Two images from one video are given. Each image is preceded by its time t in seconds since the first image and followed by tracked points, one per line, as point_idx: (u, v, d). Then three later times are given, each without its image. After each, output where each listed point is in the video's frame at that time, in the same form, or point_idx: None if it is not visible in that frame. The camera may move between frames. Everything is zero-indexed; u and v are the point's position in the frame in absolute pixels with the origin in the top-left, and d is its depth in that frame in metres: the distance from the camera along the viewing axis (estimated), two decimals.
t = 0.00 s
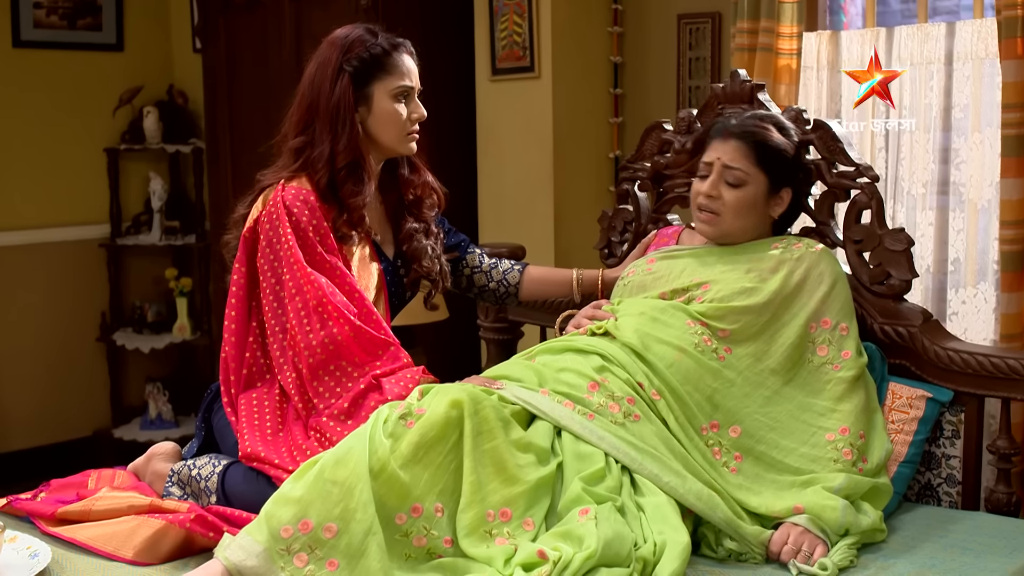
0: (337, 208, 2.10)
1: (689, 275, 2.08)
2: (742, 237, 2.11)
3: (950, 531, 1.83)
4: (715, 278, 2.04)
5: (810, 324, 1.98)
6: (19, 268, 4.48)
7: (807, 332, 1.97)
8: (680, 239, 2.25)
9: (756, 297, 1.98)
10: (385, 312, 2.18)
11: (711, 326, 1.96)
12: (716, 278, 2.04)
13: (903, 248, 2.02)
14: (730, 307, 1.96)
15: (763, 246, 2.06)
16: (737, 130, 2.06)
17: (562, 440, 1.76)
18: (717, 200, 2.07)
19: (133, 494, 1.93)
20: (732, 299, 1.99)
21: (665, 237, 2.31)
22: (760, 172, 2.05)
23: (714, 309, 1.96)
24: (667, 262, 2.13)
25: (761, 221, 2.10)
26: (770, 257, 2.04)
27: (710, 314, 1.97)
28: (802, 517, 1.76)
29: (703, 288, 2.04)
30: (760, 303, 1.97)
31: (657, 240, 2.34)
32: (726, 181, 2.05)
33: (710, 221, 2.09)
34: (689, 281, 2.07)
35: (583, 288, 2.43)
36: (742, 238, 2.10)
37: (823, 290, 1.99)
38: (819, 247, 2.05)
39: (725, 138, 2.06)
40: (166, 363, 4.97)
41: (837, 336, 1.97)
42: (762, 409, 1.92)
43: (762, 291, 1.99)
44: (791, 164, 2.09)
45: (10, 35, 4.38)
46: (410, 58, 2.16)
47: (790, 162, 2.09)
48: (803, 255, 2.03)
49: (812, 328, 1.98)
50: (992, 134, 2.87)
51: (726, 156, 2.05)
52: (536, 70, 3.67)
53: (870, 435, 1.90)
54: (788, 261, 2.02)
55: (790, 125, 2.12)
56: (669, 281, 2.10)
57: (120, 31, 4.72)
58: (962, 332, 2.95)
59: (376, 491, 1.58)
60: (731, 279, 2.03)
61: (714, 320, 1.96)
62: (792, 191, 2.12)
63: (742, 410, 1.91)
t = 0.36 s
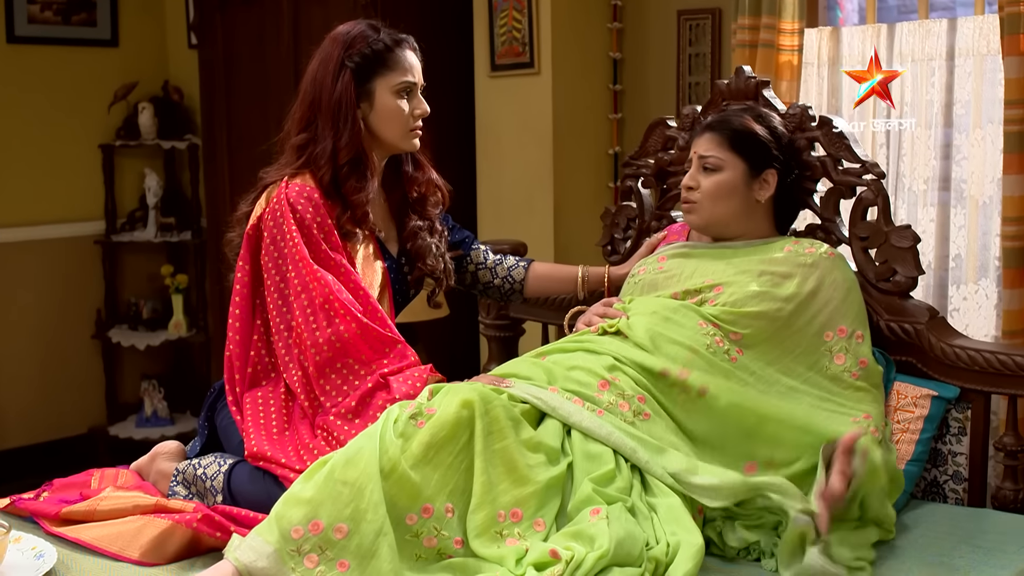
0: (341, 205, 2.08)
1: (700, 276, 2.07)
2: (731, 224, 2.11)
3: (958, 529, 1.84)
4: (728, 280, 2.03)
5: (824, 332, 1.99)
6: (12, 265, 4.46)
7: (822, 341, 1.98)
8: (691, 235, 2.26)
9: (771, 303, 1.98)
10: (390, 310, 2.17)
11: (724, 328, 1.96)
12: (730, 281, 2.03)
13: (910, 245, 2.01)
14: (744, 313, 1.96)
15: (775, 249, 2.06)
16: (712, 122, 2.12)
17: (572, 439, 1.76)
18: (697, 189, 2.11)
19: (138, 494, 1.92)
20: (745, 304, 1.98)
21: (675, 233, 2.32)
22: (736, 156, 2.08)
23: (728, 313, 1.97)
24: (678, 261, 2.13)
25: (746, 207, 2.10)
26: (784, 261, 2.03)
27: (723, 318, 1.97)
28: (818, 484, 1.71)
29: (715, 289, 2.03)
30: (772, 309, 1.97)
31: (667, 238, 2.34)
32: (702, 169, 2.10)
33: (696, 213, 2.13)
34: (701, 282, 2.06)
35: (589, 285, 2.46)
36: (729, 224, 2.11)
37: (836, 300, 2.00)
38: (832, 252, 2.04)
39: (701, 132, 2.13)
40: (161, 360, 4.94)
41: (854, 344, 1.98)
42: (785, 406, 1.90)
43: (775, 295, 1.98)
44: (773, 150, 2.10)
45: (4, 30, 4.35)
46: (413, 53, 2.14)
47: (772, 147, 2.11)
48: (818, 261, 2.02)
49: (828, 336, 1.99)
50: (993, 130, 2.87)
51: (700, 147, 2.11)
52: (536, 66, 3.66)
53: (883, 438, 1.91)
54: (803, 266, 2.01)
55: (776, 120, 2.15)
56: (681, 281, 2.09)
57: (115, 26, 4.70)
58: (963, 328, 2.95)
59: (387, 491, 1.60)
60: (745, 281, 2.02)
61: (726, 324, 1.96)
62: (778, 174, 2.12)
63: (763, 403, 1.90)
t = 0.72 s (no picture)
0: (337, 204, 2.07)
1: (695, 273, 2.07)
2: (730, 221, 2.10)
3: (960, 529, 1.83)
4: (722, 276, 2.04)
5: (824, 320, 1.97)
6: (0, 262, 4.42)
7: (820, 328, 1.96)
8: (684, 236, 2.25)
9: (766, 297, 1.98)
10: (387, 310, 2.16)
11: (721, 325, 1.95)
12: (724, 277, 2.04)
13: (909, 244, 2.01)
14: (740, 307, 1.96)
15: (769, 244, 2.06)
16: (714, 117, 2.10)
17: (573, 439, 1.75)
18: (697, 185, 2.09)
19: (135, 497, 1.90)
20: (741, 298, 1.98)
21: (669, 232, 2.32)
22: (738, 153, 2.07)
23: (724, 309, 1.96)
24: (672, 260, 2.12)
25: (746, 204, 2.09)
26: (777, 255, 2.03)
27: (719, 314, 1.96)
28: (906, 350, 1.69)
29: (710, 287, 2.03)
30: (768, 301, 1.97)
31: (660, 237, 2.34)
32: (703, 165, 2.09)
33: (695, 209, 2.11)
34: (696, 280, 2.06)
35: (585, 285, 2.44)
36: (729, 220, 2.10)
37: (829, 294, 1.99)
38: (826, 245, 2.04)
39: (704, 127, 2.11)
40: (149, 358, 4.90)
41: (847, 335, 1.98)
42: (787, 390, 1.90)
43: (769, 289, 1.99)
44: (774, 148, 2.09)
45: None
46: (409, 51, 2.13)
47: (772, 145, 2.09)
48: (811, 253, 2.02)
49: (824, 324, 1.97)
50: (989, 129, 2.87)
51: (702, 142, 2.09)
52: (530, 63, 3.65)
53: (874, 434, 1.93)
54: (796, 258, 2.02)
55: (777, 118, 2.14)
56: (676, 279, 2.08)
57: (103, 21, 4.66)
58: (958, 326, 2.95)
59: (388, 494, 1.59)
60: (738, 277, 2.02)
61: (723, 320, 1.96)
62: (778, 171, 2.11)
63: (750, 408, 1.88)
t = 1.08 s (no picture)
0: (329, 207, 2.05)
1: (686, 274, 2.07)
2: (717, 224, 2.10)
3: (958, 532, 1.83)
4: (712, 276, 2.04)
5: (806, 321, 1.97)
6: None
7: (803, 330, 1.96)
8: (675, 238, 2.23)
9: (756, 295, 1.97)
10: (381, 313, 2.13)
11: (712, 325, 1.94)
12: (714, 277, 2.03)
13: (906, 248, 2.00)
14: (731, 306, 1.95)
15: (758, 243, 2.06)
16: (705, 119, 2.09)
17: (570, 443, 1.74)
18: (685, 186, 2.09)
19: (129, 504, 1.90)
20: (731, 297, 1.97)
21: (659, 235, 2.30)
22: (727, 157, 2.06)
23: (715, 309, 1.95)
24: (662, 262, 2.12)
25: (734, 208, 2.09)
26: (765, 254, 2.03)
27: (710, 314, 1.95)
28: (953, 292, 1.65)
29: (701, 287, 2.03)
30: (759, 300, 1.96)
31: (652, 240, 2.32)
32: (692, 167, 2.08)
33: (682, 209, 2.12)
34: (687, 281, 2.06)
35: (575, 287, 2.43)
36: (716, 222, 2.10)
37: (817, 288, 1.99)
38: (816, 242, 2.03)
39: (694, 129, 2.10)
40: (136, 358, 4.86)
41: (836, 331, 1.95)
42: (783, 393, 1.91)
43: (759, 287, 1.98)
44: (763, 152, 2.08)
45: None
46: (399, 51, 2.11)
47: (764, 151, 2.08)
48: (799, 250, 2.02)
49: (809, 324, 1.97)
50: (981, 129, 2.87)
51: (692, 144, 2.08)
52: (521, 62, 3.63)
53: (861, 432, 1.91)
54: (782, 255, 2.01)
55: (770, 123, 2.12)
56: (667, 281, 2.08)
57: (89, 18, 4.61)
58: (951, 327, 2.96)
59: (387, 501, 1.59)
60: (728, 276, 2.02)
61: (714, 320, 1.95)
62: (768, 177, 2.09)
63: (745, 409, 1.89)
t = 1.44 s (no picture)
0: (325, 210, 2.04)
1: (681, 279, 2.06)
2: (732, 238, 2.10)
3: (953, 536, 1.84)
4: (708, 282, 2.03)
5: (801, 328, 1.98)
6: None
7: (798, 338, 1.98)
8: (671, 243, 2.25)
9: (752, 301, 1.97)
10: (375, 317, 2.13)
11: (708, 331, 1.95)
12: (710, 283, 2.03)
13: (900, 251, 2.01)
14: (725, 311, 1.95)
15: (755, 251, 2.06)
16: (726, 129, 2.04)
17: (566, 449, 1.73)
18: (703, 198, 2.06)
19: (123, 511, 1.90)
20: (727, 303, 1.97)
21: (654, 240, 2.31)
22: (748, 173, 2.04)
23: (710, 314, 1.96)
24: (658, 267, 2.11)
25: (747, 222, 2.09)
26: (761, 261, 2.04)
27: (706, 320, 1.95)
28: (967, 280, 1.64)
29: (696, 292, 2.03)
30: (754, 306, 1.96)
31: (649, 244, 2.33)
32: (712, 180, 2.05)
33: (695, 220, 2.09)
34: (682, 286, 2.05)
35: (576, 259, 2.40)
36: (731, 237, 2.09)
37: (811, 298, 2.00)
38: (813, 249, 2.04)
39: (712, 137, 2.05)
40: (123, 358, 4.84)
41: (831, 340, 1.96)
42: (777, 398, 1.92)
43: (754, 293, 1.98)
44: (781, 168, 2.07)
45: None
46: (389, 52, 2.10)
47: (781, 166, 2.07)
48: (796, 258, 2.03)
49: (803, 332, 1.98)
50: (972, 130, 2.88)
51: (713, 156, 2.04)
52: (511, 62, 3.62)
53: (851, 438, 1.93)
54: (778, 262, 2.02)
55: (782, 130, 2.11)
56: (662, 285, 2.08)
57: (74, 16, 4.57)
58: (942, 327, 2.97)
59: (385, 509, 1.59)
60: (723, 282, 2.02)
61: (710, 326, 1.95)
62: (780, 192, 2.10)
63: (742, 415, 1.90)
